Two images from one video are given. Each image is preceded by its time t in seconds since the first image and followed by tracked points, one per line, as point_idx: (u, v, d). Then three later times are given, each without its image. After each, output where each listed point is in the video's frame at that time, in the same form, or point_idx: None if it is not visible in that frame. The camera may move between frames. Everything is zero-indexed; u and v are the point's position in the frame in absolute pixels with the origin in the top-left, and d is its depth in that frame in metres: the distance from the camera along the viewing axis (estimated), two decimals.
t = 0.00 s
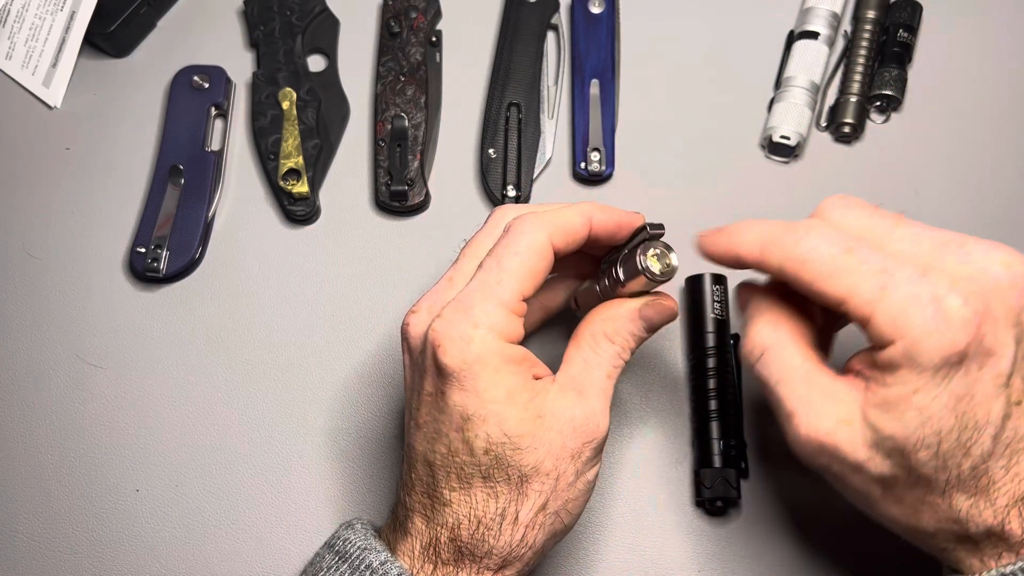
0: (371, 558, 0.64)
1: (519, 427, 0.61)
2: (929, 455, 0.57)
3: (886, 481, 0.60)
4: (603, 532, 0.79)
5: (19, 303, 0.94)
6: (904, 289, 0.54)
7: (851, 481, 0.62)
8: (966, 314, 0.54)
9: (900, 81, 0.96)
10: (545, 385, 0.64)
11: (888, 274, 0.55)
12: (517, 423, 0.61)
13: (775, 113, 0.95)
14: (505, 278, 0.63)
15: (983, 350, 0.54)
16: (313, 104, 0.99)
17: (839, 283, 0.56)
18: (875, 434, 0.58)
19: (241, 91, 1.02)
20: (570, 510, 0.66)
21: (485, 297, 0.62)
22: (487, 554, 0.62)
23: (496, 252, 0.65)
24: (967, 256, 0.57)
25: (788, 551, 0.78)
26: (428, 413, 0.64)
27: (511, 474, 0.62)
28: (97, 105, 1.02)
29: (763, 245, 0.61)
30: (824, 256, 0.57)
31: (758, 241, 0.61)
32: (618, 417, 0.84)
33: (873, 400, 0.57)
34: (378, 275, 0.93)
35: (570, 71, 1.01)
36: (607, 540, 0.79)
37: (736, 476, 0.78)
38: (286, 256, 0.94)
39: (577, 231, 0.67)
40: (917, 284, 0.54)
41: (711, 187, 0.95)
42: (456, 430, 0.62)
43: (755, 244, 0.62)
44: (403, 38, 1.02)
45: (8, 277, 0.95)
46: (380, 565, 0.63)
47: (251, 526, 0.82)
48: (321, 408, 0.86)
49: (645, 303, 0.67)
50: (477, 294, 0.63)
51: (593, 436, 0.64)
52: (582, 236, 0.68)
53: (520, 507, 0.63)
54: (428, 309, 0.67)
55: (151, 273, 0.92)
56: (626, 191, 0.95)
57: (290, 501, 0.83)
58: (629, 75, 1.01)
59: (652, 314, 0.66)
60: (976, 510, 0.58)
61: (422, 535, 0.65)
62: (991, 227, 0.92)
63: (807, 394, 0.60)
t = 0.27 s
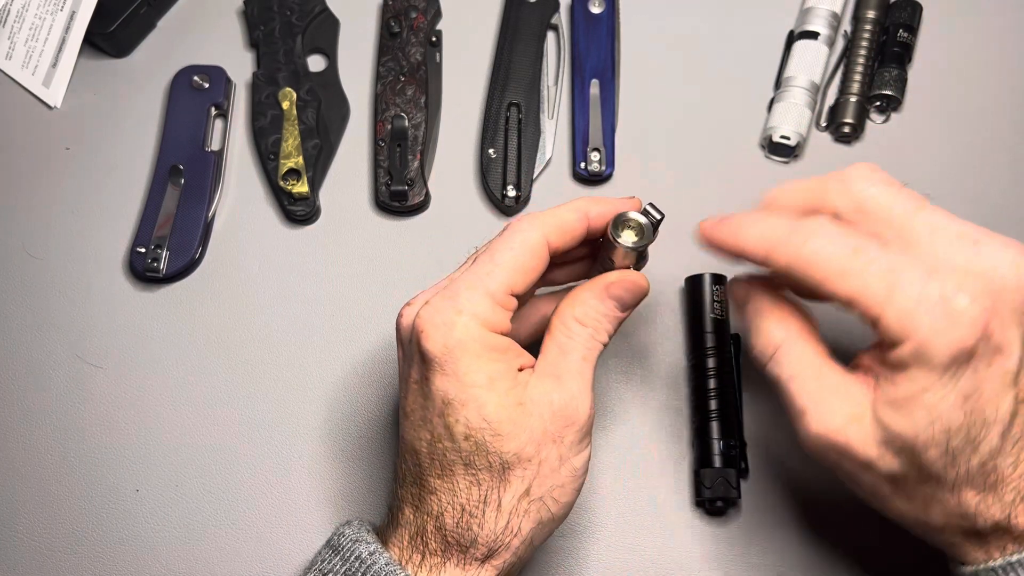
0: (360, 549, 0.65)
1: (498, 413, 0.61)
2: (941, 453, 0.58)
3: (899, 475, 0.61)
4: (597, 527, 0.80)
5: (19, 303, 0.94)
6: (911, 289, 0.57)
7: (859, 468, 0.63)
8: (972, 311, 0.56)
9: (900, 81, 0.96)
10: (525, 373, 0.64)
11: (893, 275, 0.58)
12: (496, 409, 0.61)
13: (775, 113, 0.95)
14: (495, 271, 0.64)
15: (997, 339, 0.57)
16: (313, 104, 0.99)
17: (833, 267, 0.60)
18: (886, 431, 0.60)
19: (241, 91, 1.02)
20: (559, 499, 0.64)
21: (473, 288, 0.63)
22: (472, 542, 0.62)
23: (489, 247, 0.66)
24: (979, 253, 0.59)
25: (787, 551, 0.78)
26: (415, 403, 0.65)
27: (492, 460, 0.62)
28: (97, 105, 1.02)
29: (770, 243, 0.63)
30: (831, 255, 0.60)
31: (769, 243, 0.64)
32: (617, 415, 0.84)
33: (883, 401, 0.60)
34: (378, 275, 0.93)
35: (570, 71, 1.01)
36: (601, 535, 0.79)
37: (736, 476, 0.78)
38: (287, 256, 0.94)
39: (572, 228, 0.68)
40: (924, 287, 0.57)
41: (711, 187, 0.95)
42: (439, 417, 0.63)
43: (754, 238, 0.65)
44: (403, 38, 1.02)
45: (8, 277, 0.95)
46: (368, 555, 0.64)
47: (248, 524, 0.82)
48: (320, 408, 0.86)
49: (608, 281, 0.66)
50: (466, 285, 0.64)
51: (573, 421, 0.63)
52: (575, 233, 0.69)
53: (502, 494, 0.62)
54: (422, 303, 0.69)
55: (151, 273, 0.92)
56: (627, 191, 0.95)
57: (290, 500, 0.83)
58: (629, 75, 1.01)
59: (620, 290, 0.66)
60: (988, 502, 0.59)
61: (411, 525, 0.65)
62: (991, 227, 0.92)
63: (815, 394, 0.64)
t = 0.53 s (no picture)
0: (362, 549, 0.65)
1: (499, 413, 0.61)
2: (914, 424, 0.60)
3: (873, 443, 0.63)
4: (595, 527, 0.80)
5: (19, 303, 0.94)
6: (945, 210, 0.60)
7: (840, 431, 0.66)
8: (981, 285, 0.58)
9: (900, 81, 0.96)
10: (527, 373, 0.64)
11: (958, 197, 0.61)
12: (497, 408, 0.61)
13: (775, 113, 0.95)
14: (487, 267, 0.63)
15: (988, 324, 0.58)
16: (313, 104, 0.99)
17: (925, 179, 0.61)
18: (868, 393, 0.61)
19: (240, 91, 1.02)
20: (560, 499, 0.64)
21: (466, 285, 0.63)
22: (474, 541, 0.62)
23: (479, 243, 0.65)
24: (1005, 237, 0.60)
25: (787, 550, 0.79)
26: (416, 402, 0.65)
27: (494, 460, 0.62)
28: (97, 105, 1.02)
29: (871, 121, 0.64)
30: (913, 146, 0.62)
31: (887, 129, 0.64)
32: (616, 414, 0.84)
33: (872, 363, 0.60)
34: (378, 275, 0.93)
35: (570, 71, 1.01)
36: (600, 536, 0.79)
37: (736, 476, 0.78)
38: (287, 256, 0.94)
39: (561, 221, 0.68)
40: (969, 217, 0.60)
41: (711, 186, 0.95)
42: (440, 416, 0.62)
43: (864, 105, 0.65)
44: (403, 38, 1.02)
45: (8, 277, 0.95)
46: (369, 555, 0.64)
47: (249, 525, 0.82)
48: (320, 407, 0.86)
49: (618, 286, 0.67)
50: (459, 282, 0.63)
51: (576, 420, 0.63)
52: (565, 227, 0.68)
53: (504, 494, 0.62)
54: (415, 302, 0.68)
55: (151, 273, 0.92)
56: (627, 190, 0.96)
57: (291, 500, 0.83)
58: (629, 75, 1.01)
59: (627, 294, 0.66)
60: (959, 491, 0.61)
61: (412, 525, 0.65)
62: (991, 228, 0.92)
63: (819, 342, 0.64)
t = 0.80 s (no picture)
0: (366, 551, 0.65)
1: (508, 419, 0.61)
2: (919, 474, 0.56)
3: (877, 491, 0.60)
4: (596, 528, 0.80)
5: (19, 303, 0.94)
6: (908, 250, 0.53)
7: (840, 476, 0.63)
8: (976, 330, 0.51)
9: (900, 81, 0.96)
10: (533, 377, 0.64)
11: (917, 236, 0.54)
12: (507, 414, 0.61)
13: (775, 113, 0.95)
14: (503, 275, 0.64)
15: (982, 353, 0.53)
16: (313, 104, 0.99)
17: (872, 223, 0.55)
18: (868, 444, 0.56)
19: (241, 91, 1.02)
20: (566, 503, 0.64)
21: (481, 292, 0.63)
22: (479, 545, 0.62)
23: (495, 249, 0.66)
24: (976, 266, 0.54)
25: (788, 549, 0.78)
26: (422, 404, 0.65)
27: (500, 465, 0.61)
28: (97, 105, 1.02)
29: (796, 180, 0.59)
30: (852, 193, 0.56)
31: (817, 183, 0.57)
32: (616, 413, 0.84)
33: (873, 416, 0.56)
34: (379, 275, 0.93)
35: (570, 71, 1.01)
36: (601, 536, 0.79)
37: (736, 476, 0.77)
38: (286, 256, 0.94)
39: (578, 231, 0.68)
40: (940, 262, 0.53)
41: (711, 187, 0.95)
42: (448, 420, 0.62)
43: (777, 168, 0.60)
44: (403, 38, 1.02)
45: (7, 277, 0.95)
46: (374, 558, 0.64)
47: (250, 525, 0.82)
48: (321, 407, 0.86)
49: (619, 290, 0.67)
50: (475, 288, 0.64)
51: (582, 426, 0.63)
52: (583, 238, 0.68)
53: (510, 498, 0.62)
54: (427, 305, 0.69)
55: (151, 273, 0.92)
56: (627, 190, 0.96)
57: (291, 501, 0.83)
58: (629, 75, 1.01)
59: (628, 297, 0.67)
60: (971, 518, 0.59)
61: (418, 527, 0.65)
62: (991, 227, 0.92)
63: (809, 396, 0.60)
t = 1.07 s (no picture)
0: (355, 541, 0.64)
1: (464, 386, 0.61)
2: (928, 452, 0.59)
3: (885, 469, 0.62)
4: (595, 527, 0.80)
5: (18, 304, 0.94)
6: (908, 282, 0.56)
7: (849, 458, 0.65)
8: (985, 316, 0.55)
9: (900, 81, 0.96)
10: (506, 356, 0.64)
11: (919, 263, 0.56)
12: (464, 381, 0.62)
13: (775, 113, 0.95)
14: (482, 251, 0.69)
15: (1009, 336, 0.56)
16: (313, 104, 0.99)
17: (869, 266, 0.57)
18: (885, 418, 0.59)
19: (240, 91, 1.02)
20: (526, 487, 0.61)
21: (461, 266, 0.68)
22: (444, 517, 0.63)
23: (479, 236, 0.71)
24: (989, 255, 0.59)
25: (789, 550, 0.78)
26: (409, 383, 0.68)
27: (455, 433, 0.62)
28: (97, 105, 1.02)
29: (793, 220, 0.61)
30: (853, 232, 0.58)
31: (817, 220, 0.60)
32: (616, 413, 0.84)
33: (892, 389, 0.59)
34: (379, 275, 0.93)
35: (570, 71, 1.01)
36: (600, 535, 0.80)
37: (736, 476, 0.77)
38: (286, 256, 0.94)
39: (558, 216, 0.72)
40: (946, 280, 0.56)
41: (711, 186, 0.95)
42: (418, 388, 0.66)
43: (771, 210, 0.63)
44: (403, 38, 1.02)
45: (7, 277, 0.95)
46: (359, 547, 0.64)
47: (249, 525, 0.82)
48: (320, 407, 0.86)
49: (607, 274, 0.64)
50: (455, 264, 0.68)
51: (540, 404, 0.61)
52: (565, 224, 0.73)
53: (468, 470, 0.62)
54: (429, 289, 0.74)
55: (151, 273, 0.92)
56: (627, 190, 0.96)
57: (292, 501, 0.83)
58: (629, 75, 1.01)
59: (613, 284, 0.63)
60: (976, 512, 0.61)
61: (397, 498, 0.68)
62: (991, 227, 0.92)
63: (822, 374, 0.63)
